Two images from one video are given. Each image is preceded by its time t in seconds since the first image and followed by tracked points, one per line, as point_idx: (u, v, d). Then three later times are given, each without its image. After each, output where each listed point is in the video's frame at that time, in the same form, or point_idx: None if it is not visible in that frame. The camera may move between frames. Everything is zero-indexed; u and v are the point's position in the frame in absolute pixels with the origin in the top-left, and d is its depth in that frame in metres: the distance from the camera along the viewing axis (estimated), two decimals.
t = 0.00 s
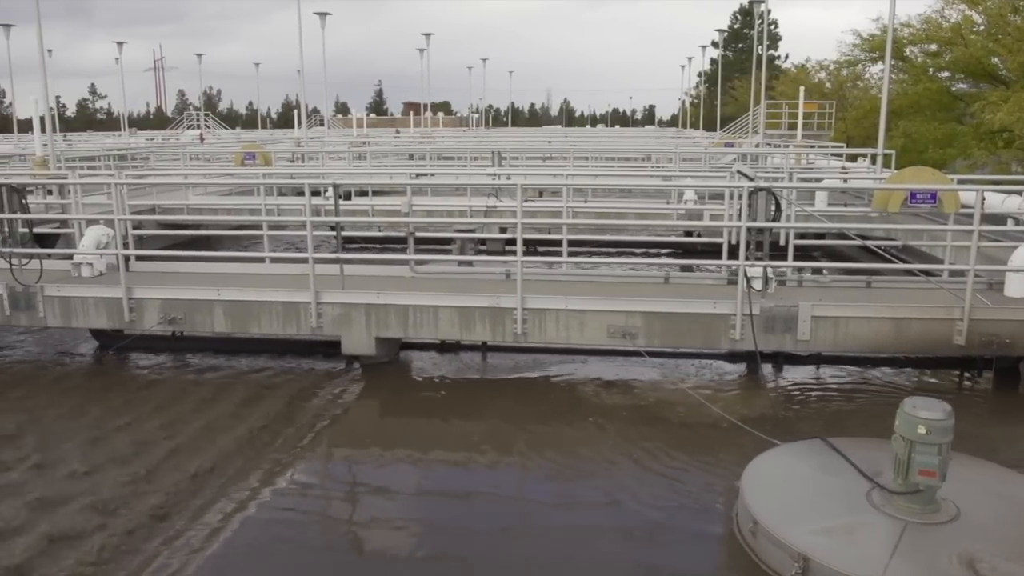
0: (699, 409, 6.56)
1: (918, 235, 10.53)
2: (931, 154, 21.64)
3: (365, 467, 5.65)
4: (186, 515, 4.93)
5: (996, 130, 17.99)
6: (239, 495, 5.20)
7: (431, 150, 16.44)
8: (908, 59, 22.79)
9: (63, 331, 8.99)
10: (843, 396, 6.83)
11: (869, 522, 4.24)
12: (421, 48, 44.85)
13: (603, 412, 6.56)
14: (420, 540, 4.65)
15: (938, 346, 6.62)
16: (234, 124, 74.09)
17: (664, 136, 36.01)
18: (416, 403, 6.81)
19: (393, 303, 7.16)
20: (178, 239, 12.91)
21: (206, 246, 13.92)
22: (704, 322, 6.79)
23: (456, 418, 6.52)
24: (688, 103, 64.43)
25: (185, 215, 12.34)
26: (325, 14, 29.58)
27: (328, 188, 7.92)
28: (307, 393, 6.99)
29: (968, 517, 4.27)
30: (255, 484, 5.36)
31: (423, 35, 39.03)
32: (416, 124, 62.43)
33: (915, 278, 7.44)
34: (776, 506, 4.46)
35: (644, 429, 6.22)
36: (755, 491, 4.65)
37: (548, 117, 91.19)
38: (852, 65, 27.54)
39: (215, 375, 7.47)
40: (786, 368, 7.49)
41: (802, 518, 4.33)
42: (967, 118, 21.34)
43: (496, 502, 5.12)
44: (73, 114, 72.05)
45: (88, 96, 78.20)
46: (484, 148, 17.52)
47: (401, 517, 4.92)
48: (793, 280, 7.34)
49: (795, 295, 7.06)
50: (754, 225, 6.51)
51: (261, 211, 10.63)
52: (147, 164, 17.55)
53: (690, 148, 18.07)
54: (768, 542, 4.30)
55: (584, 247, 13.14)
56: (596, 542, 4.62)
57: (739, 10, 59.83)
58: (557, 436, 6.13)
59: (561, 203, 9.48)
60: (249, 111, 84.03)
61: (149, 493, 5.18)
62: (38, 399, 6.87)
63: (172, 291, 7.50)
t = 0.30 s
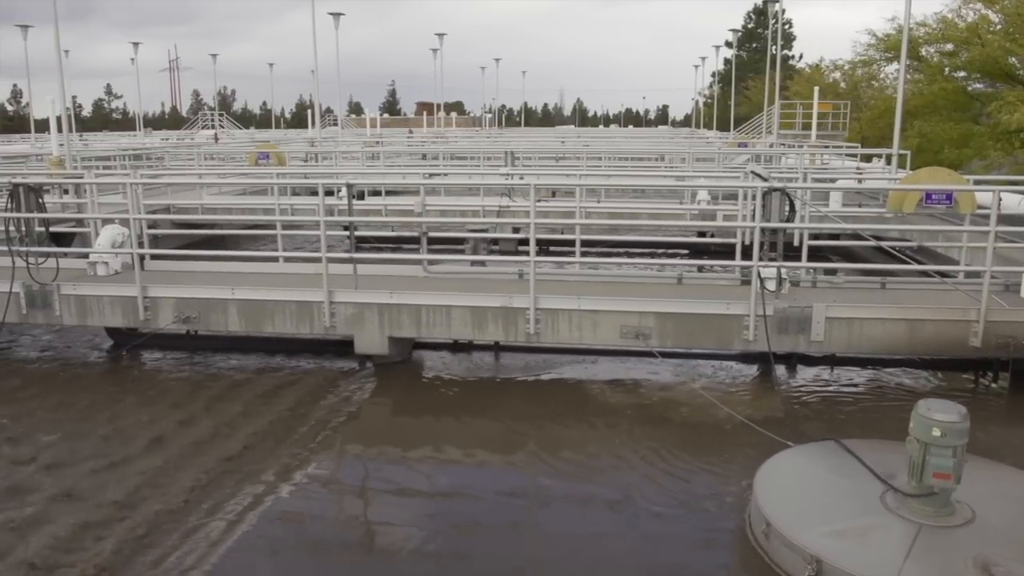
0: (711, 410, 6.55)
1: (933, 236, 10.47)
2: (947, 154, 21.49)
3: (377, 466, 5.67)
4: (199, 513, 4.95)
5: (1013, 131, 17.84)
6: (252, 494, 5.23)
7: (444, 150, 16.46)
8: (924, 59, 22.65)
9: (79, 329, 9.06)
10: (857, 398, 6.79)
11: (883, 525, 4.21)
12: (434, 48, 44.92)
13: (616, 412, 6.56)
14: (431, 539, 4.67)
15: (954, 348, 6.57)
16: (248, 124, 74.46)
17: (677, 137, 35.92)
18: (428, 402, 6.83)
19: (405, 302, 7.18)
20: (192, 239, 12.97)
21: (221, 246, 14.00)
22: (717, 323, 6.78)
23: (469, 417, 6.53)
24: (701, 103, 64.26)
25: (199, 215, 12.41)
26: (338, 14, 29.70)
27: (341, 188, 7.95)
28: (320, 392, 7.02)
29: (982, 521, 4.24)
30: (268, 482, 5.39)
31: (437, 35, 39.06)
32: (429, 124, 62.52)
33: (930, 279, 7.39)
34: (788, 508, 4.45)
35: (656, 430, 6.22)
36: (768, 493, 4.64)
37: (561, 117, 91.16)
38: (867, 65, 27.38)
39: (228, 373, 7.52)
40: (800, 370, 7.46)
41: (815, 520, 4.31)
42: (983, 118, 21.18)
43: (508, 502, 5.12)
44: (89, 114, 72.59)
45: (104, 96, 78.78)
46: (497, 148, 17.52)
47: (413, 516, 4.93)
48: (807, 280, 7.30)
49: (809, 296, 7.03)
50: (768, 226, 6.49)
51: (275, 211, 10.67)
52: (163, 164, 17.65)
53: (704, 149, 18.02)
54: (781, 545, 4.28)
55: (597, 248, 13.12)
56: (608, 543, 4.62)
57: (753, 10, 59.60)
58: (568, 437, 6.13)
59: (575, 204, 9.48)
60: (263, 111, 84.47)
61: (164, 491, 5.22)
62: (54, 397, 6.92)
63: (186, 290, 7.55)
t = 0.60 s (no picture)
0: (726, 411, 6.53)
1: (951, 237, 10.39)
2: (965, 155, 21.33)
3: (391, 465, 5.68)
4: (214, 511, 4.98)
5: None
6: (266, 492, 5.26)
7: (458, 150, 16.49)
8: (942, 59, 22.51)
9: (97, 327, 9.14)
10: (872, 400, 6.75)
11: (898, 528, 4.19)
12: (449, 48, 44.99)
13: (629, 413, 6.55)
14: (445, 538, 4.69)
15: (971, 350, 6.52)
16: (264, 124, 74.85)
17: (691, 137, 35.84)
18: (442, 402, 6.84)
19: (420, 302, 7.20)
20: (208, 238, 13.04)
21: (236, 245, 14.08)
22: (732, 324, 6.75)
23: (483, 417, 6.54)
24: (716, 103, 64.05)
25: (215, 214, 12.49)
26: (354, 14, 29.86)
27: (356, 188, 7.98)
28: (334, 391, 7.05)
29: (1000, 525, 4.21)
30: (282, 481, 5.41)
31: (452, 35, 39.19)
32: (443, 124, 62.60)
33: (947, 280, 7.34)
34: (804, 510, 4.44)
35: (670, 431, 6.20)
36: (783, 495, 4.62)
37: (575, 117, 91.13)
38: (883, 65, 27.23)
39: (244, 372, 7.56)
40: (815, 371, 7.43)
41: (830, 523, 4.29)
42: (1002, 118, 21.01)
43: (521, 502, 5.12)
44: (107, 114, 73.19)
45: (121, 96, 79.45)
46: (511, 148, 17.54)
47: (426, 516, 4.94)
48: (823, 281, 7.27)
49: (825, 297, 6.99)
50: (783, 226, 6.46)
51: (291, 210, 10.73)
52: (179, 163, 17.76)
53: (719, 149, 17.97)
54: (795, 547, 4.27)
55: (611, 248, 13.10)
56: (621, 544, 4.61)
57: (768, 9, 59.34)
58: (582, 437, 6.13)
59: (590, 204, 9.48)
60: (278, 111, 84.86)
61: (179, 489, 5.25)
62: (71, 395, 6.98)
63: (202, 289, 7.60)
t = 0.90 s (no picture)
0: (740, 412, 6.51)
1: (968, 238, 10.32)
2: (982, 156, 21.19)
3: (404, 464, 5.70)
4: (228, 509, 5.01)
5: None
6: (280, 490, 5.28)
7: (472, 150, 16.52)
8: (959, 59, 22.36)
9: (113, 325, 9.22)
10: (887, 402, 6.71)
11: (914, 532, 4.16)
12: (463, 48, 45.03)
13: (643, 413, 6.54)
14: (456, 538, 4.69)
15: (988, 352, 6.47)
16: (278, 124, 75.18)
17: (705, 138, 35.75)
18: (455, 401, 6.85)
19: (433, 302, 7.22)
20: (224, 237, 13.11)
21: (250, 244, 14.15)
22: (746, 325, 6.73)
23: (496, 417, 6.55)
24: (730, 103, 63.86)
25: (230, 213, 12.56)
26: (368, 14, 29.97)
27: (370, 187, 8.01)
28: (348, 390, 7.08)
29: (1017, 529, 4.18)
30: (296, 479, 5.44)
31: (465, 35, 39.28)
32: (456, 124, 62.67)
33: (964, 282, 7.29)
34: (818, 512, 4.41)
35: (684, 432, 6.19)
36: (797, 497, 4.60)
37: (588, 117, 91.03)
38: (900, 65, 27.07)
39: (258, 370, 7.60)
40: (829, 373, 7.40)
41: (845, 526, 4.26)
42: (1019, 119, 20.86)
43: (534, 503, 5.13)
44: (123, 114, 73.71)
45: (138, 96, 80.18)
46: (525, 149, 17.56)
47: (439, 515, 4.96)
48: (838, 282, 7.23)
49: (840, 298, 6.96)
50: (799, 227, 6.42)
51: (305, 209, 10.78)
52: (195, 163, 17.87)
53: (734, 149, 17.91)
54: (809, 550, 4.24)
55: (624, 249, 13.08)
56: (634, 546, 4.60)
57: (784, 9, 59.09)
58: (595, 437, 6.12)
59: (603, 204, 9.47)
60: (293, 111, 85.25)
61: (194, 487, 5.28)
62: (87, 393, 7.04)
63: (217, 288, 7.64)
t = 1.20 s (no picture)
0: (753, 414, 6.49)
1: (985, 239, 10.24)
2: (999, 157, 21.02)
3: (417, 463, 5.71)
4: (242, 507, 5.04)
5: None
6: (294, 489, 5.31)
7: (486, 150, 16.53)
8: (976, 58, 22.19)
9: (130, 324, 9.29)
10: (903, 403, 6.68)
11: (930, 535, 4.14)
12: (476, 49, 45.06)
13: (656, 413, 6.53)
14: (469, 537, 4.70)
15: (1005, 355, 6.42)
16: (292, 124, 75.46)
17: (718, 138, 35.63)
18: (468, 401, 6.87)
19: (446, 301, 7.23)
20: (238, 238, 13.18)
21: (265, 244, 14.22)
22: (760, 326, 6.71)
23: (509, 416, 6.56)
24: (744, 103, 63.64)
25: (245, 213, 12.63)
26: (382, 15, 30.05)
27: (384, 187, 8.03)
28: (361, 389, 7.11)
29: None
30: (310, 478, 5.46)
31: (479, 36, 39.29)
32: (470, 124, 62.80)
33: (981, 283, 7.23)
34: (832, 515, 4.38)
35: (697, 432, 6.18)
36: (812, 499, 4.58)
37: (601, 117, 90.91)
38: (916, 65, 26.89)
39: (272, 369, 7.65)
40: (844, 374, 7.36)
41: (860, 529, 4.24)
42: None
43: (547, 503, 5.13)
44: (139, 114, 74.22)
45: (154, 96, 80.74)
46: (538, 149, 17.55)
47: (453, 515, 4.97)
48: (853, 283, 7.19)
49: (855, 299, 6.92)
50: (813, 227, 6.39)
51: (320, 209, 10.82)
52: (211, 163, 17.97)
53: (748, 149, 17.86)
54: (823, 552, 4.22)
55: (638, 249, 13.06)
56: (647, 546, 4.60)
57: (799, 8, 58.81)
58: (608, 437, 6.12)
59: (617, 204, 9.47)
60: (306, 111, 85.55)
61: (209, 484, 5.32)
62: (104, 391, 7.10)
63: (232, 287, 7.69)
